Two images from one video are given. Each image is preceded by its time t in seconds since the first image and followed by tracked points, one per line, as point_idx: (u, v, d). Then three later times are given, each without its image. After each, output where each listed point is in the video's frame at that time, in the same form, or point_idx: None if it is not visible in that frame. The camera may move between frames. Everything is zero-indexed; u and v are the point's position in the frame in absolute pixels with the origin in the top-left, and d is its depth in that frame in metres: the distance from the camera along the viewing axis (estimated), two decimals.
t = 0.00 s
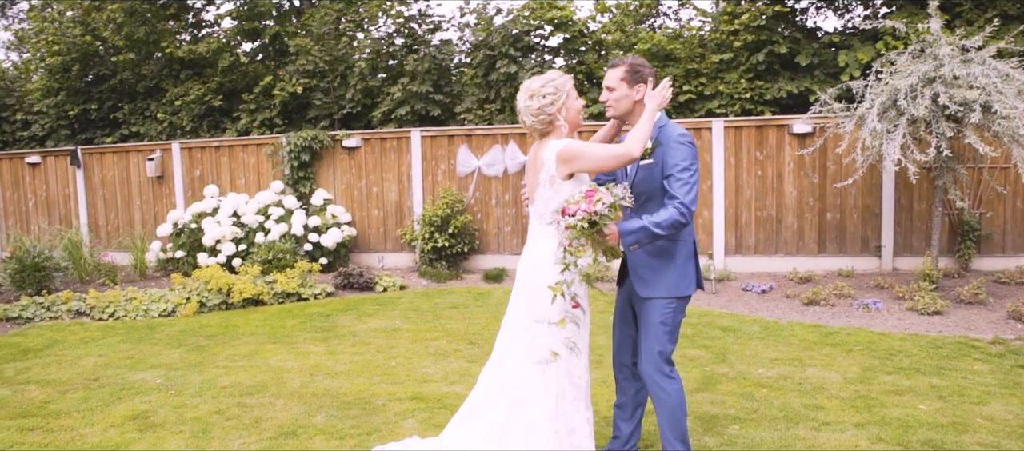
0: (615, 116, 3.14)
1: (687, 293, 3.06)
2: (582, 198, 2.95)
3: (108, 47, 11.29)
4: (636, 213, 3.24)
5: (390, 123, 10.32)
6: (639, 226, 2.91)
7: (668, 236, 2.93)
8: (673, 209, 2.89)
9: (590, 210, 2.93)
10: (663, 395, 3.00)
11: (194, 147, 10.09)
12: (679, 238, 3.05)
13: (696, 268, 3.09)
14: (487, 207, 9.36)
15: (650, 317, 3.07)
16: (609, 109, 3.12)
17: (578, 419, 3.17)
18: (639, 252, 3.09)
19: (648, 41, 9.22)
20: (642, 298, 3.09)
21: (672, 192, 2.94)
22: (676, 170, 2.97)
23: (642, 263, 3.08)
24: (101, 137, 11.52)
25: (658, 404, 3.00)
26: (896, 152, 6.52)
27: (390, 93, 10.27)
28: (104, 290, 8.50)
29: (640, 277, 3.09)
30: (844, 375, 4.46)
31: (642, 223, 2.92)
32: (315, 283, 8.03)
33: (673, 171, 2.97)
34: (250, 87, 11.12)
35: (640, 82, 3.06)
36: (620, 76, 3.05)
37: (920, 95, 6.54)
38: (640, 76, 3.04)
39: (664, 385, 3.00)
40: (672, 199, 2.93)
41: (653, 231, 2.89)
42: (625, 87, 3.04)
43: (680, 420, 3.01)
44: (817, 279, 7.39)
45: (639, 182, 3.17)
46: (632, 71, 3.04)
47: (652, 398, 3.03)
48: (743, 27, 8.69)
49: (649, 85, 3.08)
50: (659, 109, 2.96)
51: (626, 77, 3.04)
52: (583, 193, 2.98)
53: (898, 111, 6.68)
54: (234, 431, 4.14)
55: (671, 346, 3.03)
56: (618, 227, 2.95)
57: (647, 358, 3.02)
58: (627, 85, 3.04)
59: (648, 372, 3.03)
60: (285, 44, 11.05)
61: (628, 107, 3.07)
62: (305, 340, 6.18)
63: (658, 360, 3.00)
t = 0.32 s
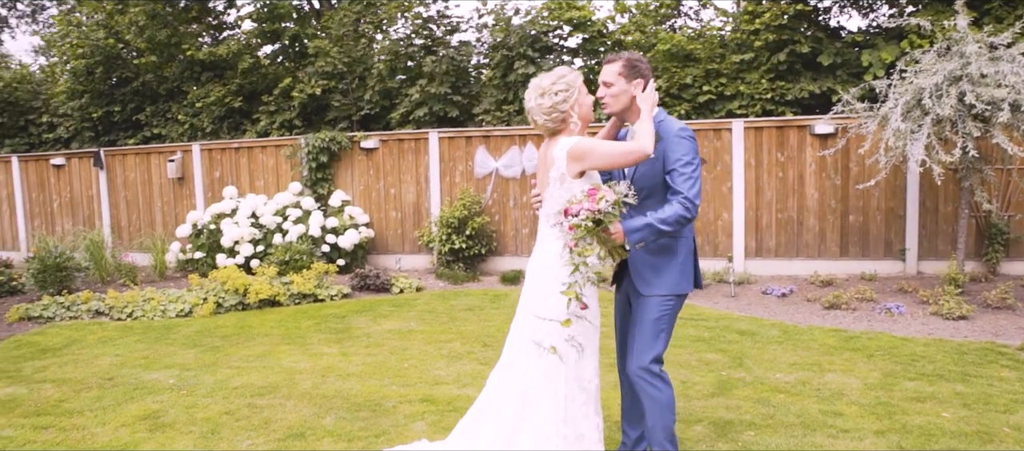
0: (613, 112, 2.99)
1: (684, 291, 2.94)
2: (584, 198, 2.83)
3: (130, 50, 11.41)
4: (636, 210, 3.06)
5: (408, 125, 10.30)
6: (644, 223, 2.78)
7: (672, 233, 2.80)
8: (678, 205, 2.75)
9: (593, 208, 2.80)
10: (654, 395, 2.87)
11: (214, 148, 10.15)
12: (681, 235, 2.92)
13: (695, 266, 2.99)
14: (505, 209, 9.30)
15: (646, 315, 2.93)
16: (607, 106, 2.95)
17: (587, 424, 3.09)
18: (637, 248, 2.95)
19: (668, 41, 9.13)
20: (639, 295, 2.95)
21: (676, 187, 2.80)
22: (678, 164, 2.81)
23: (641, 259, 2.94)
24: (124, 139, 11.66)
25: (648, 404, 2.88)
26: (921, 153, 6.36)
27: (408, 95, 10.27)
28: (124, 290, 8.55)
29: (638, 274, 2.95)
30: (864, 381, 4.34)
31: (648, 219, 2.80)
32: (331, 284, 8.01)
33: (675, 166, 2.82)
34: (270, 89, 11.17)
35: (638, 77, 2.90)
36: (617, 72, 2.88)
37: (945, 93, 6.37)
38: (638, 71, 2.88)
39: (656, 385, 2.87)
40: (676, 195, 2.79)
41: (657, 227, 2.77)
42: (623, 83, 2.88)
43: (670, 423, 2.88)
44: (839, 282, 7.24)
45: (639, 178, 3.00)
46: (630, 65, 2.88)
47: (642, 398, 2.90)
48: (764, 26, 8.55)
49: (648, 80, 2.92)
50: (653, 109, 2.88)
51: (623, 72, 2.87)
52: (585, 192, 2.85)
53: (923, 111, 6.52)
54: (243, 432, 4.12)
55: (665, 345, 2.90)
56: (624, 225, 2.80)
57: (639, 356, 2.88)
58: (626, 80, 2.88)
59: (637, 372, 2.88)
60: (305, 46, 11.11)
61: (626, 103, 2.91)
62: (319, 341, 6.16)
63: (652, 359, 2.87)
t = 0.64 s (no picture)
0: (615, 112, 2.89)
1: (685, 298, 2.82)
2: (585, 202, 2.68)
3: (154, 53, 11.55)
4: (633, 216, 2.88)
5: (428, 126, 10.27)
6: (648, 228, 2.66)
7: (676, 238, 2.68)
8: (682, 208, 2.64)
9: (595, 213, 2.65)
10: (661, 405, 2.79)
11: (236, 150, 10.20)
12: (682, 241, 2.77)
13: (696, 274, 2.85)
14: (524, 210, 9.24)
15: (651, 324, 2.81)
16: (609, 104, 2.85)
17: (595, 431, 2.99)
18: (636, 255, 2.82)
19: (689, 41, 9.01)
20: (639, 304, 2.83)
21: (679, 189, 2.68)
22: (681, 166, 2.70)
23: (641, 266, 2.81)
24: (149, 142, 11.79)
25: (655, 414, 2.78)
26: (948, 152, 6.20)
27: (428, 96, 10.25)
28: (146, 291, 8.61)
29: (637, 282, 2.83)
30: (885, 387, 4.21)
31: (652, 223, 2.68)
32: (349, 286, 8.00)
33: (677, 168, 2.71)
34: (292, 91, 11.23)
35: (637, 75, 2.80)
36: (615, 70, 2.79)
37: (973, 91, 6.20)
38: (636, 69, 2.78)
39: (663, 394, 2.78)
40: (679, 198, 2.68)
41: (662, 232, 2.65)
42: (622, 82, 2.79)
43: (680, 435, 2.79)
44: (864, 286, 7.09)
45: (639, 179, 2.87)
46: (628, 63, 2.78)
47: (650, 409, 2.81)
48: (787, 25, 8.42)
49: (648, 77, 2.81)
50: (652, 110, 2.80)
51: (621, 71, 2.78)
52: (587, 196, 2.70)
53: (950, 109, 6.35)
54: (252, 434, 4.11)
55: (672, 353, 2.80)
56: (627, 230, 2.67)
57: (648, 365, 2.79)
58: (625, 79, 2.79)
59: (648, 380, 2.80)
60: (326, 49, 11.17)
61: (627, 102, 2.82)
62: (334, 342, 6.14)
63: (659, 366, 2.78)
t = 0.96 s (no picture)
0: (616, 113, 2.82)
1: (689, 303, 2.62)
2: (578, 210, 2.57)
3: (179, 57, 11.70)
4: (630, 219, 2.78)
5: (448, 128, 10.25)
6: (646, 232, 2.51)
7: (676, 241, 2.54)
8: (681, 209, 2.50)
9: (589, 221, 2.54)
10: (670, 414, 2.62)
11: (258, 153, 10.27)
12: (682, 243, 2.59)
13: (698, 277, 2.65)
14: (544, 212, 9.17)
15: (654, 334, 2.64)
16: (608, 107, 2.81)
17: (600, 439, 2.92)
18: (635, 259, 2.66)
19: (711, 40, 8.89)
20: (640, 311, 2.65)
21: (678, 190, 2.54)
22: (680, 166, 2.55)
23: (640, 271, 2.64)
24: (174, 144, 11.93)
25: (664, 424, 2.62)
26: (976, 153, 6.03)
27: (448, 98, 10.24)
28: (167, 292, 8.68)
29: (637, 289, 2.66)
30: (906, 395, 4.08)
31: (650, 227, 2.53)
32: (367, 288, 7.99)
33: (675, 169, 2.56)
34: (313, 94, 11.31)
35: (634, 74, 2.76)
36: (611, 71, 2.75)
37: (1003, 90, 5.98)
38: (632, 68, 2.74)
39: (672, 402, 2.62)
40: (679, 200, 2.53)
41: (662, 235, 2.50)
42: (619, 82, 2.75)
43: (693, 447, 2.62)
44: (889, 289, 6.91)
45: (638, 182, 2.75)
46: (623, 63, 2.74)
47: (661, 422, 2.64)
48: (810, 24, 8.29)
49: (645, 76, 2.77)
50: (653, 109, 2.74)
51: (618, 71, 2.74)
52: (580, 204, 2.60)
53: (978, 108, 6.17)
54: (261, 437, 4.10)
55: (678, 360, 2.62)
56: (624, 235, 2.53)
57: (655, 373, 2.62)
58: (622, 78, 2.74)
59: (657, 392, 2.63)
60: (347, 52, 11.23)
61: (626, 103, 2.77)
62: (349, 345, 6.12)
63: (668, 374, 2.60)
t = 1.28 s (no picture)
0: (614, 115, 2.84)
1: (690, 310, 2.52)
2: (566, 215, 2.53)
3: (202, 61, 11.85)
4: (627, 224, 2.71)
5: (468, 131, 10.22)
6: (638, 237, 2.43)
7: (671, 246, 2.44)
8: (675, 213, 2.40)
9: (575, 226, 2.48)
10: (675, 424, 2.51)
11: (279, 156, 10.33)
12: (680, 249, 2.49)
13: (699, 283, 2.54)
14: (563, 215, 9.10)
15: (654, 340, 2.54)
16: (607, 110, 2.82)
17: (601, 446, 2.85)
18: (632, 266, 2.57)
19: (733, 41, 8.78)
20: (639, 319, 2.56)
21: (674, 194, 2.46)
22: (675, 170, 2.47)
23: (636, 279, 2.55)
24: (197, 148, 12.05)
25: (670, 435, 2.50)
26: (1003, 154, 5.86)
27: (468, 101, 10.21)
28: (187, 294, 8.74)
29: (635, 297, 2.57)
30: (926, 404, 3.96)
31: (643, 233, 2.44)
32: (384, 291, 7.98)
33: (670, 173, 2.48)
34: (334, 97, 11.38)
35: (632, 76, 2.76)
36: (608, 73, 2.77)
37: None
38: (630, 69, 2.75)
39: (677, 412, 2.51)
40: (674, 204, 2.44)
41: (655, 241, 2.41)
42: (616, 84, 2.76)
43: None
44: (915, 294, 6.74)
45: (635, 185, 2.67)
46: (621, 65, 2.76)
47: (665, 433, 2.53)
48: (833, 24, 8.15)
49: (644, 78, 2.77)
50: (651, 110, 2.73)
51: (615, 73, 2.76)
52: (570, 209, 2.55)
53: (1005, 108, 6.00)
54: (268, 440, 4.10)
55: (681, 369, 2.51)
56: (614, 241, 2.45)
57: (657, 382, 2.52)
58: (619, 80, 2.76)
59: (661, 401, 2.53)
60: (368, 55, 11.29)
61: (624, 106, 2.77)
62: (363, 348, 6.11)
63: (671, 383, 2.50)
